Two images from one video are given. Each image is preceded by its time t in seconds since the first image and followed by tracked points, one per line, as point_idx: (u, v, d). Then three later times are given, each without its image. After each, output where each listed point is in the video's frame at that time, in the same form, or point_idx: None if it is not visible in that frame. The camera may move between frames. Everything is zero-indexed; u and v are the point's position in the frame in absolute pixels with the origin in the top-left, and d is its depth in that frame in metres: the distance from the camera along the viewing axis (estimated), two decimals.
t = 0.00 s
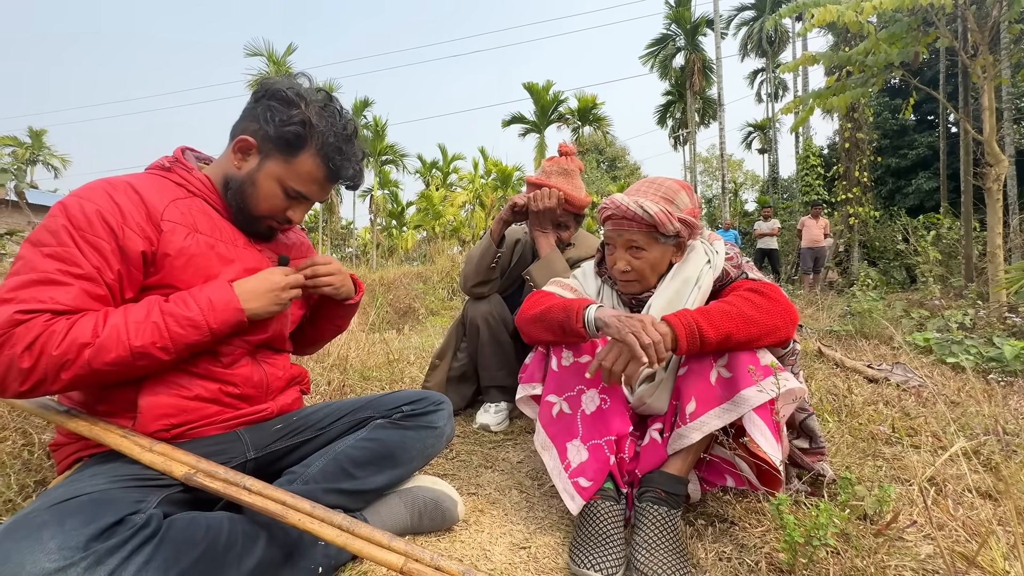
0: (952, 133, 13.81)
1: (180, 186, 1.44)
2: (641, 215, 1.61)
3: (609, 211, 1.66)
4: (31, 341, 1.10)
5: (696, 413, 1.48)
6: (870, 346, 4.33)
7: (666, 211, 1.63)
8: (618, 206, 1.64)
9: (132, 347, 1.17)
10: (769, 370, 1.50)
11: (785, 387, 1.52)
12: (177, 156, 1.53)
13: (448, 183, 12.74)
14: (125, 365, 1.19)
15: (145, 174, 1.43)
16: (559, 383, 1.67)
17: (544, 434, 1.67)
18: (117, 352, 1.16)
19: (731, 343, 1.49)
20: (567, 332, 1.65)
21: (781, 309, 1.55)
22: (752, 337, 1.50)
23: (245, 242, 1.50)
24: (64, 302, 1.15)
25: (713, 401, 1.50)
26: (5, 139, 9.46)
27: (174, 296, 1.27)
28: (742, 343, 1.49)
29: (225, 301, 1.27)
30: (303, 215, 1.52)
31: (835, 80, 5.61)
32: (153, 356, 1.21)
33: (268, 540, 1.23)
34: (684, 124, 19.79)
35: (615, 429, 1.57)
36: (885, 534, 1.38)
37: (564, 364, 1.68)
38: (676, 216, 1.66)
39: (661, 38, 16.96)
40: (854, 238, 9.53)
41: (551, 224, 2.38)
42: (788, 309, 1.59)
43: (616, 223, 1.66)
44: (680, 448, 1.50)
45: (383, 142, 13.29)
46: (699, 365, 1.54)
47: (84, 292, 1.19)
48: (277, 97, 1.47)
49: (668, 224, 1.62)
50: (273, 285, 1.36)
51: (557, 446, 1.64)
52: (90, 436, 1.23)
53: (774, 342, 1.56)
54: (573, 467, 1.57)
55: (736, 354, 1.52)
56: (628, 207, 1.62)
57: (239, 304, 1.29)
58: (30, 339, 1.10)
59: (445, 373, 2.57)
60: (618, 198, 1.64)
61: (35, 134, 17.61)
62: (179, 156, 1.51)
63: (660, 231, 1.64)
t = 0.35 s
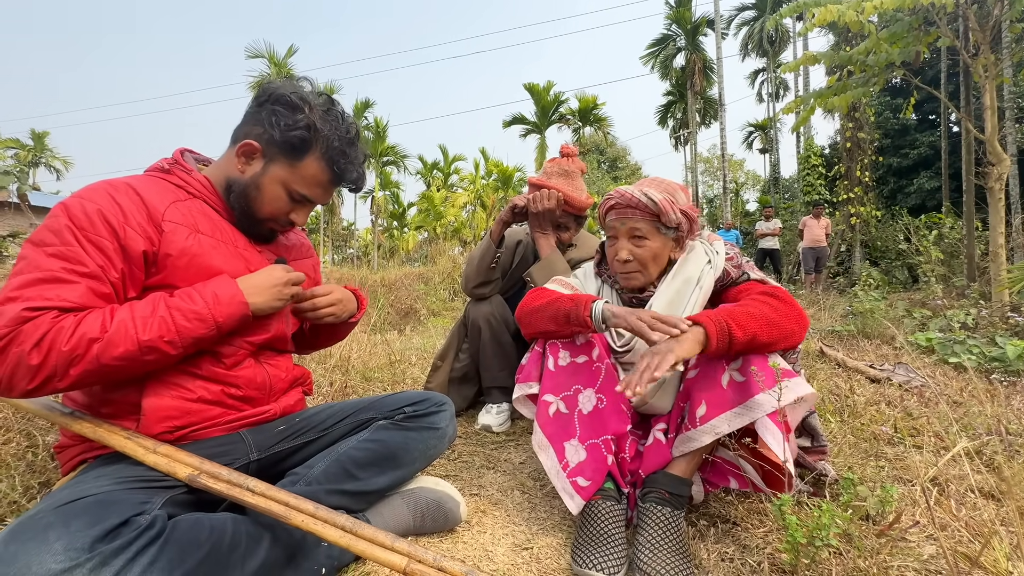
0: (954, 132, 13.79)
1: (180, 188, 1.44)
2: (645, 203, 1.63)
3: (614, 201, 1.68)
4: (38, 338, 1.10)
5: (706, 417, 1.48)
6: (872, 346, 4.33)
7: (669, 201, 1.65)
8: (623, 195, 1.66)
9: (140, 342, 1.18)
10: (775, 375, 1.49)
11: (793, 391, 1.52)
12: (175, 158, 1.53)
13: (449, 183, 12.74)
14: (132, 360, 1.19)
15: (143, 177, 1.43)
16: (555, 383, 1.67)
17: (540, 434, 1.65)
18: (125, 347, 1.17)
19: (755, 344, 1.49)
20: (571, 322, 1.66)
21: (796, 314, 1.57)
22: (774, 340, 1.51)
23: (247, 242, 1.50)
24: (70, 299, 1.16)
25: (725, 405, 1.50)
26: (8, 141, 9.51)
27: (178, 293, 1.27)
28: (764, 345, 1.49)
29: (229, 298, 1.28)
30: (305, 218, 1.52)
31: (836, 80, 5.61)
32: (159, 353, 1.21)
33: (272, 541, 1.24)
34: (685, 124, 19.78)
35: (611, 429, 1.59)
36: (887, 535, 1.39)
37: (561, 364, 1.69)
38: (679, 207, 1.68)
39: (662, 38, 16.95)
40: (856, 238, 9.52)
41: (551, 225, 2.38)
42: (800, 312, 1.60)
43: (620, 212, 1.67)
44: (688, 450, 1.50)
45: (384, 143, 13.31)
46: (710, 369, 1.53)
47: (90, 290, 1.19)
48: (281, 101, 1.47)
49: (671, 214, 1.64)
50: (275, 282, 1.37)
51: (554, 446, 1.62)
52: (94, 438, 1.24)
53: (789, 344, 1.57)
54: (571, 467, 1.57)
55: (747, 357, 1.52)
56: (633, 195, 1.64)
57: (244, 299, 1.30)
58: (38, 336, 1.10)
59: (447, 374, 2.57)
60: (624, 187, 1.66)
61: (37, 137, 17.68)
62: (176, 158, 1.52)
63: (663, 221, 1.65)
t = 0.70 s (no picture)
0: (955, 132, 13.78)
1: (174, 191, 1.44)
2: (674, 222, 1.63)
3: (642, 206, 1.67)
4: (29, 340, 1.10)
5: (691, 413, 1.49)
6: (873, 347, 4.33)
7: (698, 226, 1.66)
8: (656, 204, 1.65)
9: (134, 345, 1.18)
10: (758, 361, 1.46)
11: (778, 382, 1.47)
12: (170, 161, 1.53)
13: (450, 184, 12.75)
14: (125, 363, 1.19)
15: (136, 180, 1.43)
16: (543, 387, 1.69)
17: (534, 441, 1.65)
18: (119, 350, 1.17)
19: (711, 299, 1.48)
20: (551, 321, 1.68)
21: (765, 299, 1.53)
22: (729, 302, 1.47)
23: (241, 245, 1.50)
24: (63, 301, 1.15)
25: (706, 401, 1.49)
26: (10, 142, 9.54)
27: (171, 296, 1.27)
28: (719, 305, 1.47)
29: (224, 301, 1.29)
30: (301, 224, 1.53)
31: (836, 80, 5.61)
32: (152, 355, 1.21)
33: (269, 546, 1.23)
34: (686, 124, 19.78)
35: (598, 429, 1.59)
36: (886, 538, 1.39)
37: (547, 368, 1.71)
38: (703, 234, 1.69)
39: (662, 38, 16.95)
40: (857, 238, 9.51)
41: (548, 227, 2.36)
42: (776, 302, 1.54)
43: (646, 220, 1.67)
44: (678, 448, 1.49)
45: (385, 144, 13.31)
46: (689, 365, 1.54)
47: (82, 292, 1.19)
48: (285, 110, 1.47)
49: (694, 241, 1.65)
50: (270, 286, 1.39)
51: (546, 449, 1.63)
52: (91, 442, 1.24)
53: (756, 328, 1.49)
54: (563, 468, 1.58)
55: (722, 349, 1.49)
56: (665, 209, 1.63)
57: (238, 303, 1.31)
58: (30, 338, 1.10)
59: (446, 376, 2.57)
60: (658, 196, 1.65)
61: (38, 138, 17.73)
62: (170, 161, 1.52)
63: (684, 243, 1.67)
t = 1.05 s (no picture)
0: (957, 132, 13.77)
1: (175, 192, 1.44)
2: (643, 215, 1.61)
3: (609, 214, 1.65)
4: (34, 343, 1.10)
5: (697, 415, 1.49)
6: (875, 347, 4.32)
7: (668, 209, 1.63)
8: (617, 209, 1.63)
9: (139, 349, 1.19)
10: (768, 371, 1.45)
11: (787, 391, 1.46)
12: (171, 161, 1.52)
13: (451, 184, 12.75)
14: (128, 367, 1.19)
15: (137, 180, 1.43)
16: (547, 389, 1.70)
17: (538, 440, 1.70)
18: (123, 354, 1.17)
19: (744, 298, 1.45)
20: (555, 323, 1.67)
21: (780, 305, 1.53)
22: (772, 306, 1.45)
23: (241, 245, 1.51)
24: (68, 303, 1.15)
25: (713, 403, 1.49)
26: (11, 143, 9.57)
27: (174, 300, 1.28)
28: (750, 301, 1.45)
29: (226, 305, 1.30)
30: (307, 221, 1.53)
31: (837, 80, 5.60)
32: (155, 358, 1.22)
33: (271, 544, 1.24)
34: (687, 125, 19.77)
35: (602, 430, 1.58)
36: (888, 538, 1.39)
37: (552, 369, 1.71)
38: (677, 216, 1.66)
39: (663, 38, 16.95)
40: (859, 238, 9.49)
41: (549, 227, 2.37)
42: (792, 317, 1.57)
43: (617, 225, 1.66)
44: (682, 450, 1.49)
45: (386, 144, 13.32)
46: (699, 366, 1.55)
47: (87, 294, 1.19)
48: (284, 108, 1.47)
49: (670, 223, 1.62)
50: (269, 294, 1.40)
51: (549, 450, 1.66)
52: (95, 442, 1.24)
53: (774, 337, 1.51)
54: (565, 470, 1.59)
55: (735, 352, 1.50)
56: (629, 210, 1.61)
57: (237, 307, 1.32)
58: (36, 340, 1.10)
59: (447, 376, 2.57)
60: (617, 200, 1.63)
61: (40, 138, 17.81)
62: (171, 161, 1.51)
63: (662, 230, 1.64)
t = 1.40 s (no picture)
0: (961, 131, 13.71)
1: (189, 194, 1.45)
2: (643, 219, 1.62)
3: (610, 213, 1.67)
4: (47, 354, 1.11)
5: (697, 418, 1.48)
6: (878, 347, 4.30)
7: (667, 216, 1.64)
8: (620, 208, 1.64)
9: (147, 368, 1.18)
10: (770, 373, 1.47)
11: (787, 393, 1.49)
12: (186, 163, 1.54)
13: (453, 183, 12.75)
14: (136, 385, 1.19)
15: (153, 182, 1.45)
16: (548, 390, 1.70)
17: (539, 441, 1.70)
18: (132, 370, 1.17)
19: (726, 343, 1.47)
20: (553, 331, 1.66)
21: (777, 308, 1.54)
22: (748, 336, 1.48)
23: (252, 248, 1.52)
24: (80, 311, 1.16)
25: (714, 407, 1.49)
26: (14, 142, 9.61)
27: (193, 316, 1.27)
28: (736, 343, 1.47)
29: (242, 325, 1.27)
30: (331, 182, 1.54)
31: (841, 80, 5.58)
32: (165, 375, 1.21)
33: (274, 544, 1.24)
34: (690, 124, 19.73)
35: (602, 430, 1.59)
36: (890, 539, 1.39)
37: (552, 370, 1.71)
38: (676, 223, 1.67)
39: (665, 37, 16.92)
40: (862, 238, 9.47)
41: (549, 227, 2.37)
42: (783, 302, 1.57)
43: (616, 225, 1.66)
44: (682, 453, 1.50)
45: (388, 144, 13.32)
46: (699, 370, 1.53)
47: (99, 301, 1.19)
48: (246, 84, 1.47)
49: (669, 230, 1.63)
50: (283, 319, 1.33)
51: (550, 451, 1.66)
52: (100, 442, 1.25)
53: (773, 337, 1.53)
54: (565, 470, 1.59)
55: (734, 358, 1.50)
56: (631, 210, 1.62)
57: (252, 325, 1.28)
58: (47, 352, 1.10)
59: (449, 375, 2.58)
60: (620, 199, 1.65)
61: (44, 138, 17.88)
62: (187, 163, 1.52)
63: (660, 236, 1.64)
